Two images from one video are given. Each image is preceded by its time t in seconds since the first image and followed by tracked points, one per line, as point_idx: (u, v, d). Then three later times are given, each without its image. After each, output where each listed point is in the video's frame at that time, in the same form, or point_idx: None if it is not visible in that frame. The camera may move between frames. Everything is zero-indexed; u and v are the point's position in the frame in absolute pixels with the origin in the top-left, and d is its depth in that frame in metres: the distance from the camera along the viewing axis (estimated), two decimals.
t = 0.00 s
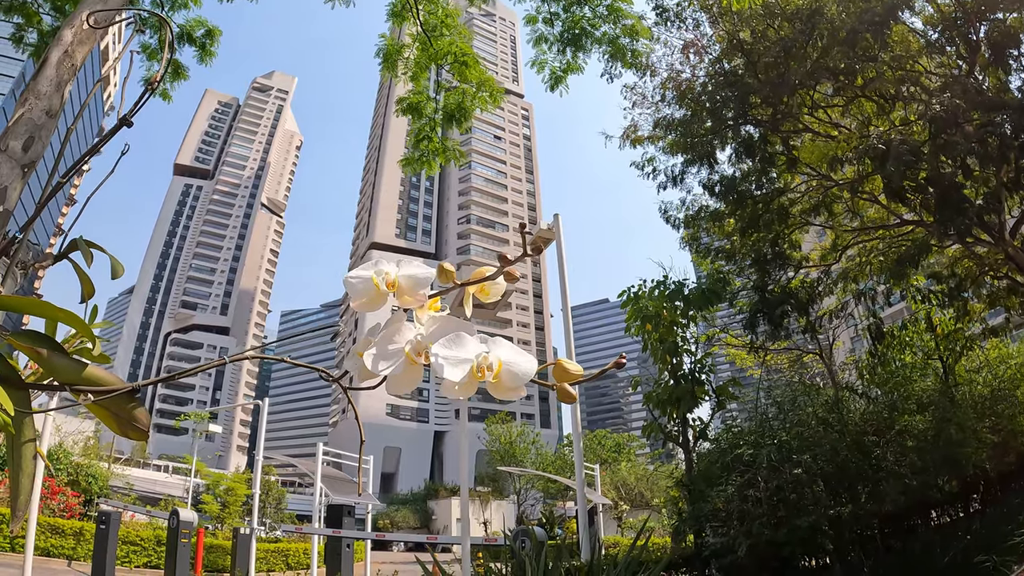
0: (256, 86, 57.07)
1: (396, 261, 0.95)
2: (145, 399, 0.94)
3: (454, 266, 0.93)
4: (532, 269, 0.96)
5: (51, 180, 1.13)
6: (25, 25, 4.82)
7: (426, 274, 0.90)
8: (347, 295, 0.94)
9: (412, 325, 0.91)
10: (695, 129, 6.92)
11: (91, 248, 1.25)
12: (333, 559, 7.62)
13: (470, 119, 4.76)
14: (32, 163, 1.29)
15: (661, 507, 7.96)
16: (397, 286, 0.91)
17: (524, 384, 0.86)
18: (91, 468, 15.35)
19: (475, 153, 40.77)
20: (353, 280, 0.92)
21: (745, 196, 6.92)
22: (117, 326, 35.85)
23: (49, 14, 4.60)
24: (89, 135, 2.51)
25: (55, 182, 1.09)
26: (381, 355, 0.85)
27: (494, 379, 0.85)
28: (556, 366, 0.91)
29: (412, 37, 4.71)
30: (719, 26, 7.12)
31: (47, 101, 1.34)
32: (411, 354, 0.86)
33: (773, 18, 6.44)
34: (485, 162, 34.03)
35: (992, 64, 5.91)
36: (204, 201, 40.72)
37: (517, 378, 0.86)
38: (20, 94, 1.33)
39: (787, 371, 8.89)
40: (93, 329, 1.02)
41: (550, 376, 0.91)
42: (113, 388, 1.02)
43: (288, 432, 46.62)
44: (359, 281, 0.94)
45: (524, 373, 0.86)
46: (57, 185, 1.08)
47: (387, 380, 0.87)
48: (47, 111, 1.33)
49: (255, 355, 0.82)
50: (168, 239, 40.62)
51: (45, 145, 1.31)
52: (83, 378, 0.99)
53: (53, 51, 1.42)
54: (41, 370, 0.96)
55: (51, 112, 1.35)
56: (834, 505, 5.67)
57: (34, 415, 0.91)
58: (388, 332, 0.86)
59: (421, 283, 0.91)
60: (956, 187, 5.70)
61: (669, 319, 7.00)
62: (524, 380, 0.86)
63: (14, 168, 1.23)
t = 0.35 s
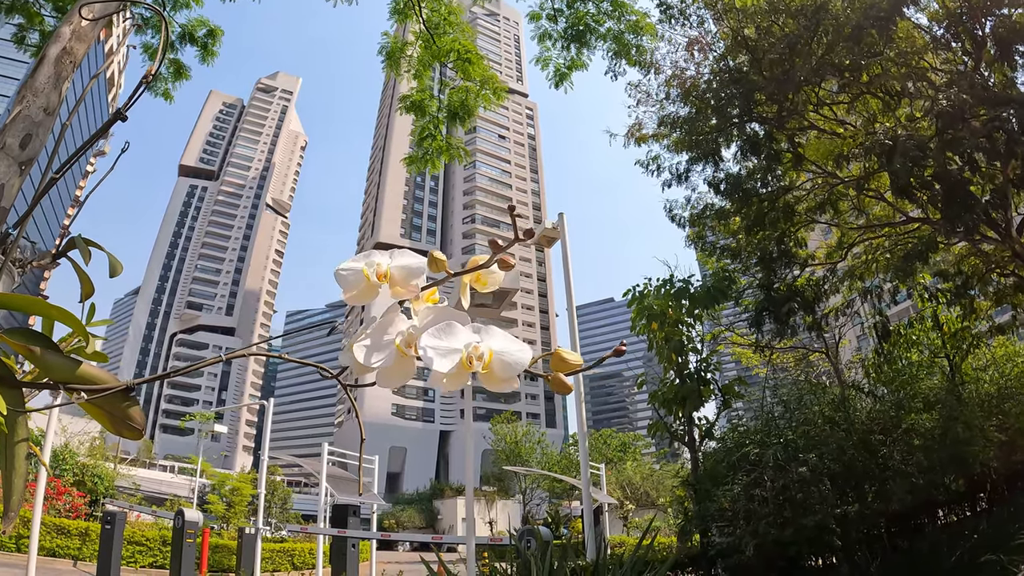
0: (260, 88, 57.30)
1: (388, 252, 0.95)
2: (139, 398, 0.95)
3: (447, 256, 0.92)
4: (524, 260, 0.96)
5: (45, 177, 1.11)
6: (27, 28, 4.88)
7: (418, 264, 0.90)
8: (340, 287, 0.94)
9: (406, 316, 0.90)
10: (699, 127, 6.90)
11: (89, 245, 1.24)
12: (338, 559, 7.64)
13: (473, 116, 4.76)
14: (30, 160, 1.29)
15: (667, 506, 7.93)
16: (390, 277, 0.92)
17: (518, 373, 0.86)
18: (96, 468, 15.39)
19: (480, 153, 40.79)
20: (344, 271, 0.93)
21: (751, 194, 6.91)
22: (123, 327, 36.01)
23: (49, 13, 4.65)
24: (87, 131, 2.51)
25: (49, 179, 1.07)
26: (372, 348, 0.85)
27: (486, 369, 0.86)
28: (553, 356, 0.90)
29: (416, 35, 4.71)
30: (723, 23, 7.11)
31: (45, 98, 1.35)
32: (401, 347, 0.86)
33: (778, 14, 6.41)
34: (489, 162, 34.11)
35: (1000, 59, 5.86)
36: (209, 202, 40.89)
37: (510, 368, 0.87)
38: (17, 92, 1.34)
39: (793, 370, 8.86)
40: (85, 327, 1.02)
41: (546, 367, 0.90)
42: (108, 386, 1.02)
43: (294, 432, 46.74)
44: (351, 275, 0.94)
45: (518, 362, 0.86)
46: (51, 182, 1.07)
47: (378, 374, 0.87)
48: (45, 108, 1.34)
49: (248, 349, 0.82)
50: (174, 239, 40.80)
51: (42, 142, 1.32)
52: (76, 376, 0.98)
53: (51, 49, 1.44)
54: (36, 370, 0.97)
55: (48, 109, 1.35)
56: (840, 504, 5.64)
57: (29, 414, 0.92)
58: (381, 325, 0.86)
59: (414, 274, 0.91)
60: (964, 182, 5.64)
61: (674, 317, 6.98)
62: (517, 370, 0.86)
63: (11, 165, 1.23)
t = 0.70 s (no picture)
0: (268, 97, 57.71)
1: (385, 260, 0.97)
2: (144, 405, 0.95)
3: (442, 262, 0.94)
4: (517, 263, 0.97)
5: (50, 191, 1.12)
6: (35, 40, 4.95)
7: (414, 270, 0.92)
8: (340, 295, 0.96)
9: (404, 322, 0.93)
10: (704, 129, 6.90)
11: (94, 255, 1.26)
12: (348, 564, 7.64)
13: (477, 123, 4.78)
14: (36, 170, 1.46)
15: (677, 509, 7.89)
16: (387, 285, 0.94)
17: (512, 376, 0.87)
18: (107, 475, 15.47)
19: (487, 158, 40.85)
20: (344, 280, 0.96)
21: (756, 195, 6.88)
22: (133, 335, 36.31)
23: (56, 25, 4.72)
24: (94, 143, 2.61)
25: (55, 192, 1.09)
26: (370, 352, 0.86)
27: (480, 372, 0.87)
28: (546, 358, 0.91)
29: (419, 42, 4.74)
30: (725, 25, 7.12)
31: (49, 112, 1.53)
32: (399, 351, 0.87)
33: (780, 15, 6.41)
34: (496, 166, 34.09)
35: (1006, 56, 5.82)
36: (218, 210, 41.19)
37: (504, 370, 0.87)
38: (23, 106, 1.52)
39: (802, 371, 8.80)
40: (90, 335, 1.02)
41: (540, 369, 0.91)
42: (113, 393, 1.03)
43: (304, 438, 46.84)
44: (350, 282, 0.97)
45: (512, 365, 0.87)
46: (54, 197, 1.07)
47: (377, 377, 0.89)
48: (49, 121, 1.52)
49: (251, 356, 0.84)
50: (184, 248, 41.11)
51: (47, 153, 1.49)
52: (85, 385, 1.01)
53: (55, 65, 1.62)
54: (43, 377, 0.98)
55: (52, 122, 1.53)
56: (850, 505, 5.59)
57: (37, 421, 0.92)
58: (379, 331, 0.88)
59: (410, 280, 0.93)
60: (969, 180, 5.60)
61: (682, 319, 6.94)
62: (511, 373, 0.87)
63: (19, 177, 1.40)
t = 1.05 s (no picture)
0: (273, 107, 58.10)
1: (378, 284, 0.99)
2: (154, 418, 0.97)
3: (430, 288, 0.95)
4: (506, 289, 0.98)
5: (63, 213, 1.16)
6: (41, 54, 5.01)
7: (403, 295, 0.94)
8: (335, 317, 0.98)
9: (397, 343, 0.94)
10: (706, 135, 6.88)
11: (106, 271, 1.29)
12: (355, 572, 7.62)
13: (478, 133, 4.80)
14: (46, 191, 1.54)
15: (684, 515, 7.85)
16: (379, 308, 0.96)
17: (497, 399, 0.88)
18: (115, 484, 15.54)
19: (492, 165, 40.95)
20: (339, 304, 0.98)
21: (759, 201, 6.88)
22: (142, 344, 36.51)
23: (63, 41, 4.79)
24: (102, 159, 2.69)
25: (65, 215, 1.12)
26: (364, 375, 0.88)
27: (465, 397, 0.88)
28: (531, 382, 0.91)
29: (420, 54, 4.77)
30: (725, 31, 7.13)
31: (57, 133, 1.59)
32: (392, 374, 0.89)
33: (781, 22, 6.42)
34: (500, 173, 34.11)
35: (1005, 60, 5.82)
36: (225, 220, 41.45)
37: (489, 395, 0.89)
38: (34, 127, 1.59)
39: (808, 375, 8.76)
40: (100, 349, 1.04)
41: (524, 392, 0.92)
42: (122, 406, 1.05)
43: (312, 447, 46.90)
44: (345, 306, 0.98)
45: (496, 390, 0.89)
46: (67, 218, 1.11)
47: (369, 400, 0.90)
48: (58, 143, 1.59)
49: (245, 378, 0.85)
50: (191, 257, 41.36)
51: (56, 173, 1.57)
52: (95, 398, 1.03)
53: (64, 85, 1.67)
54: (55, 389, 0.99)
55: (62, 143, 1.60)
56: (856, 510, 5.54)
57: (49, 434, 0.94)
58: (372, 353, 0.90)
59: (401, 306, 0.95)
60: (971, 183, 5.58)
61: (686, 325, 6.91)
62: (496, 396, 0.88)
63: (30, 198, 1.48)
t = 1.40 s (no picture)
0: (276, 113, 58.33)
1: (366, 295, 1.01)
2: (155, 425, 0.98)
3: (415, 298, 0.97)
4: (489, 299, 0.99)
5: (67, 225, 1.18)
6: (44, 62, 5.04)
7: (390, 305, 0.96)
8: (326, 327, 1.00)
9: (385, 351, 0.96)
10: (705, 142, 6.88)
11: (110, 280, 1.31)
12: None
13: (477, 140, 4.81)
14: (50, 203, 1.56)
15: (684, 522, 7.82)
16: (369, 318, 0.98)
17: (477, 404, 0.90)
18: (115, 488, 15.55)
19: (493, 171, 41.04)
20: (329, 314, 0.99)
21: (758, 207, 6.89)
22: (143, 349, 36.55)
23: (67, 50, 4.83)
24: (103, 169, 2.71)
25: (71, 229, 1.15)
26: (354, 380, 0.90)
27: (447, 401, 0.90)
28: (511, 387, 0.93)
29: (419, 63, 4.79)
30: (723, 39, 7.17)
31: (61, 146, 1.61)
32: (380, 379, 0.90)
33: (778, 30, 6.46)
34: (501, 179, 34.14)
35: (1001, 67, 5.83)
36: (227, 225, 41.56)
37: (471, 400, 0.90)
38: (38, 141, 1.60)
39: (808, 381, 8.74)
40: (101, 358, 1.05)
41: (506, 397, 0.93)
42: (124, 413, 1.06)
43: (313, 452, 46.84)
44: (336, 314, 1.00)
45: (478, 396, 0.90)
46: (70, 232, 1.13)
47: (358, 404, 0.92)
48: (62, 156, 1.60)
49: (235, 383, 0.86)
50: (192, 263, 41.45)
51: (60, 186, 1.58)
52: (98, 405, 1.03)
53: (67, 99, 1.69)
54: (60, 399, 1.00)
55: (66, 156, 1.62)
56: (855, 516, 5.52)
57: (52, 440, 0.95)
58: (361, 360, 0.92)
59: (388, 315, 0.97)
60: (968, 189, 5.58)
61: (685, 332, 6.91)
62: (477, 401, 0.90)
63: (34, 211, 1.49)
